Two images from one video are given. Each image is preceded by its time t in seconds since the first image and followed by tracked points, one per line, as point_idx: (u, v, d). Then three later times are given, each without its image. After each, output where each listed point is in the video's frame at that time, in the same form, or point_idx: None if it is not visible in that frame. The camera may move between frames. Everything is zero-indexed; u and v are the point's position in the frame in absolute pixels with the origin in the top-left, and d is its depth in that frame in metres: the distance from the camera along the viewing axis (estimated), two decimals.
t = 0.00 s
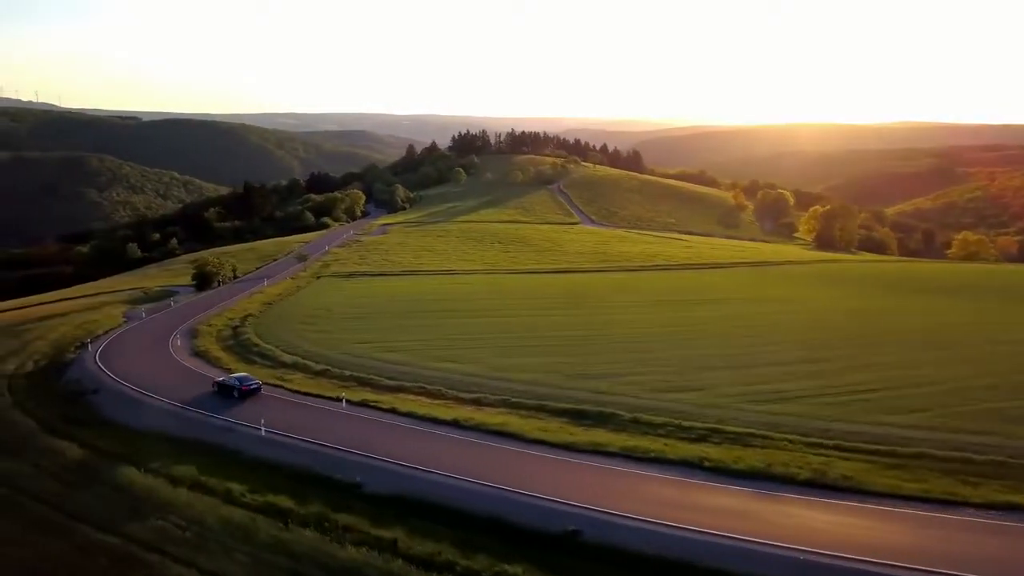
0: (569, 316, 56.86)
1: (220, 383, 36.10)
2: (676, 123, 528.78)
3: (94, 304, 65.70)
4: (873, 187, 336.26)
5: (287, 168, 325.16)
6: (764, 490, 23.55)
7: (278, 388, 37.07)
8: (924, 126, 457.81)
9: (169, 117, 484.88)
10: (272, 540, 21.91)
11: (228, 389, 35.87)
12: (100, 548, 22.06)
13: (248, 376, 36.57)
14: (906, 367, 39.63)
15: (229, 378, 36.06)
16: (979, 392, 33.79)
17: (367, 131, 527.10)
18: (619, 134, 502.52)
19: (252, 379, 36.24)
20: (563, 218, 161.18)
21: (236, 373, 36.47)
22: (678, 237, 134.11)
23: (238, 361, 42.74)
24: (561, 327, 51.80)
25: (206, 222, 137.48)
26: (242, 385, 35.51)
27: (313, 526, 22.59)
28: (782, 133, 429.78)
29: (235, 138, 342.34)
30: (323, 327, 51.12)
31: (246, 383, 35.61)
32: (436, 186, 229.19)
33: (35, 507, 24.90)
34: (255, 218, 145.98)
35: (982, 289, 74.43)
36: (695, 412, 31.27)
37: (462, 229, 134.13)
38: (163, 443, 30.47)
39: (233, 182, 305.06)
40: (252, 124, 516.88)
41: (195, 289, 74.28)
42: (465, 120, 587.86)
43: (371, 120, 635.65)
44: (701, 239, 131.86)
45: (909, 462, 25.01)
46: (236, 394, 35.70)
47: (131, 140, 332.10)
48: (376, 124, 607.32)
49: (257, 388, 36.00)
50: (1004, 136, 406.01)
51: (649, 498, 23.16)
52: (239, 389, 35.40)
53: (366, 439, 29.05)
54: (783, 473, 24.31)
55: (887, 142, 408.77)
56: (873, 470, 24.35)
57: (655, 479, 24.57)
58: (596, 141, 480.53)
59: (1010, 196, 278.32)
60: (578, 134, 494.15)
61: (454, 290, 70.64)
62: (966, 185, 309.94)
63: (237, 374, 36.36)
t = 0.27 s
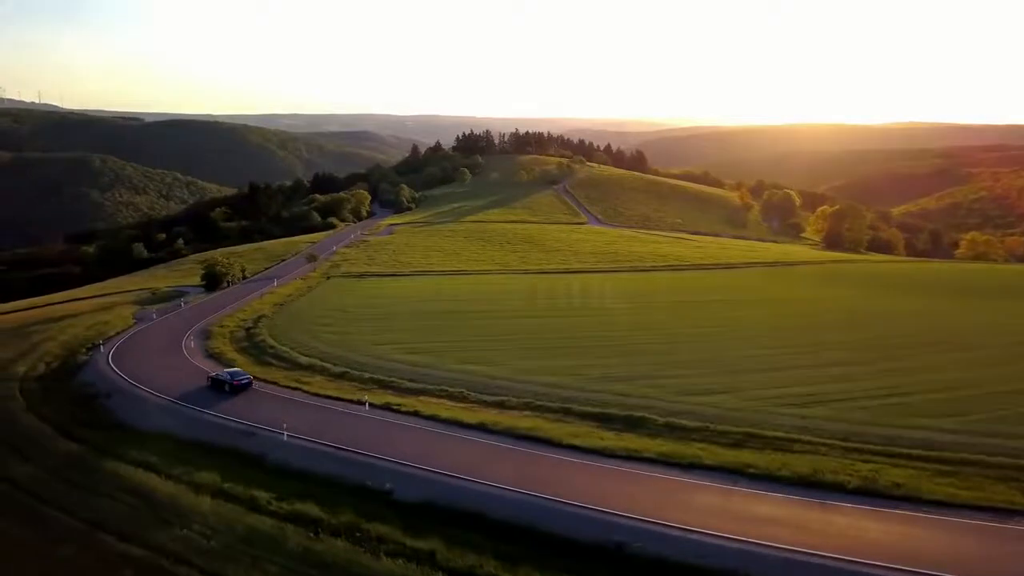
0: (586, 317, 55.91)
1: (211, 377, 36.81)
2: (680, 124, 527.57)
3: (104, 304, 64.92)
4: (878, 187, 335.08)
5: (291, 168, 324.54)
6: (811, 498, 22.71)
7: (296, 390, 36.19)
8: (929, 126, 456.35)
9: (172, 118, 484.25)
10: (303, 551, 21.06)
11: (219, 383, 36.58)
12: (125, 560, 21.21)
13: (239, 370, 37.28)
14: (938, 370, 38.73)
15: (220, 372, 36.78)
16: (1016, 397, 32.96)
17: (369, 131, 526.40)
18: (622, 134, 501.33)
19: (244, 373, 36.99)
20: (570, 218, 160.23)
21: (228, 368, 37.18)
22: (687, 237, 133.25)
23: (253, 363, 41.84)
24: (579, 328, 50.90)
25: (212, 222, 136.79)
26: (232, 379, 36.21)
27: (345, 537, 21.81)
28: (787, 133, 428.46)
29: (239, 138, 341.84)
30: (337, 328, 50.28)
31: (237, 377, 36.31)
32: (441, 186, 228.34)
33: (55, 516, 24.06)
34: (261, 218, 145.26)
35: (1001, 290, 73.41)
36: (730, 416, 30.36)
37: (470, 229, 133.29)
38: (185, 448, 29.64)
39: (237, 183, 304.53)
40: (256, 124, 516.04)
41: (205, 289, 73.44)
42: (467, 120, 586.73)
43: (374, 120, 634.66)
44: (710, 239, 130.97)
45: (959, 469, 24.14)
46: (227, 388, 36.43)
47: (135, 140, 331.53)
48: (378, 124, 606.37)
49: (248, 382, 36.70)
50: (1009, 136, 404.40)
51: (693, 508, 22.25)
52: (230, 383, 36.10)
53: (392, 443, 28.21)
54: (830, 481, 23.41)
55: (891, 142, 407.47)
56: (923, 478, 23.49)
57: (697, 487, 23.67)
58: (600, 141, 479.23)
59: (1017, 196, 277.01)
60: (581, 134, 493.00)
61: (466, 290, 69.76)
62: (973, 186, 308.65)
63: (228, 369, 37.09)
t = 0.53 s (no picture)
0: (603, 319, 55.13)
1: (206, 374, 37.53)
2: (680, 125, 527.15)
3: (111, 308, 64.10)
4: (880, 188, 334.61)
5: (292, 170, 324.05)
6: (863, 506, 21.87)
7: (315, 395, 35.36)
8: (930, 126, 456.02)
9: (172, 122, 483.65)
10: (336, 564, 20.24)
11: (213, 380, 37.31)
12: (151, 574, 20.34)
13: (234, 367, 37.96)
14: (970, 372, 37.93)
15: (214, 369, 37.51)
16: None
17: (370, 134, 526.08)
18: (623, 136, 501.01)
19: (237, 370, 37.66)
20: (575, 220, 159.59)
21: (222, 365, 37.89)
22: (694, 237, 132.64)
23: (268, 367, 40.90)
24: (597, 330, 50.08)
25: (217, 225, 136.15)
26: (226, 375, 36.90)
27: (379, 550, 21.04)
28: (788, 133, 427.88)
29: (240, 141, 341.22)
30: (352, 331, 49.47)
31: (231, 374, 36.97)
32: (444, 188, 227.72)
33: (74, 527, 23.23)
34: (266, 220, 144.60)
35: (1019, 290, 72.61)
36: (767, 421, 29.51)
37: (476, 231, 132.66)
38: (204, 455, 28.78)
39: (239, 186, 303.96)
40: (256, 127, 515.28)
41: (213, 292, 72.69)
42: (468, 122, 586.35)
43: (374, 122, 634.05)
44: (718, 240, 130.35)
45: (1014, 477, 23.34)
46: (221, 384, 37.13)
47: (136, 143, 330.90)
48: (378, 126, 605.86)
49: (242, 378, 37.40)
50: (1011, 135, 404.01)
51: (741, 518, 21.38)
52: (223, 379, 36.81)
53: (421, 449, 27.39)
54: (881, 489, 22.58)
55: (892, 143, 407.20)
56: (977, 486, 22.71)
57: (742, 495, 22.81)
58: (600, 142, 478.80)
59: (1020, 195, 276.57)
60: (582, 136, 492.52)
61: (479, 292, 68.97)
62: (975, 186, 308.31)
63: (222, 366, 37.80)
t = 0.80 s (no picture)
0: (615, 319, 54.36)
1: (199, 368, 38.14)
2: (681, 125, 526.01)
3: (116, 308, 63.33)
4: (881, 188, 333.46)
5: (293, 171, 323.02)
6: (904, 511, 21.19)
7: (328, 396, 34.64)
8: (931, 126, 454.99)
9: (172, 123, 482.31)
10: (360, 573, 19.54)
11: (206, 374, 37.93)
12: None
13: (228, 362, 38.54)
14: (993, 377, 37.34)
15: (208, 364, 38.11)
16: None
17: (370, 135, 525.06)
18: (624, 136, 499.83)
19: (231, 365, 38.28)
20: (579, 219, 158.76)
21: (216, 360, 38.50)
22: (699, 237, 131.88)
23: (279, 369, 40.16)
24: (610, 330, 49.35)
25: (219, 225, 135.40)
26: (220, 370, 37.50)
27: (406, 558, 20.42)
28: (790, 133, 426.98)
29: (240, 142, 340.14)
30: (363, 332, 48.74)
31: (225, 368, 37.56)
32: (446, 188, 226.81)
33: (87, 534, 22.53)
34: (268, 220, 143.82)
35: None
36: (796, 423, 28.78)
37: (480, 231, 131.97)
38: (218, 459, 28.06)
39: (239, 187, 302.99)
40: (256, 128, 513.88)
41: (218, 293, 71.91)
42: (468, 122, 585.00)
43: (374, 122, 632.56)
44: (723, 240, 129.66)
45: None
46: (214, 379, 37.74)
47: (136, 144, 329.70)
48: (378, 127, 604.30)
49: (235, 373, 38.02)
50: (1013, 134, 402.75)
51: (780, 524, 20.62)
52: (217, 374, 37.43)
53: (443, 452, 26.64)
54: (923, 493, 21.84)
55: (894, 142, 405.96)
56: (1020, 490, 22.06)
57: (778, 500, 22.08)
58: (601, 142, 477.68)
59: None
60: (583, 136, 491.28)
61: (487, 292, 68.23)
62: (978, 185, 307.30)
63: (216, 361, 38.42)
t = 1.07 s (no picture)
0: (629, 319, 53.50)
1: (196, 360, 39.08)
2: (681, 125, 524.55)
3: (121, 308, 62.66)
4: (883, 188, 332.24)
5: (292, 171, 321.71)
6: (953, 516, 20.40)
7: (342, 397, 33.87)
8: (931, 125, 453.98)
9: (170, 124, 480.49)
10: None
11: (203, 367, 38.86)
12: None
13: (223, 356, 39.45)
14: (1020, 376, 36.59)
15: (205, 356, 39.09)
16: None
17: (369, 136, 523.29)
18: (623, 136, 498.36)
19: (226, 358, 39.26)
20: (582, 219, 157.80)
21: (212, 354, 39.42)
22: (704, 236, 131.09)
23: (291, 369, 39.43)
24: (624, 330, 48.56)
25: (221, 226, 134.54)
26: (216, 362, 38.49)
27: (438, 566, 19.73)
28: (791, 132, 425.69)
29: (240, 142, 338.77)
30: (373, 332, 47.97)
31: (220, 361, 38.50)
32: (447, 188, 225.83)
33: (103, 542, 21.75)
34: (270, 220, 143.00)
35: None
36: (826, 425, 28.00)
37: (484, 231, 131.18)
38: (234, 463, 27.22)
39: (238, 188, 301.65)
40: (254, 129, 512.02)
41: (224, 293, 71.07)
42: (467, 123, 583.30)
43: (373, 123, 630.73)
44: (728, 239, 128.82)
45: None
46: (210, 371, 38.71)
47: (135, 145, 328.17)
48: (377, 127, 602.35)
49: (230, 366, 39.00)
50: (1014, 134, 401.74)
51: (823, 528, 19.87)
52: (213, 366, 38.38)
53: (467, 455, 25.87)
54: (970, 498, 21.08)
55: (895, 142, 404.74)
56: None
57: (819, 504, 21.31)
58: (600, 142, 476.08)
59: None
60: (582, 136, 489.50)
61: (495, 292, 67.42)
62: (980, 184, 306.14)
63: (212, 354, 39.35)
